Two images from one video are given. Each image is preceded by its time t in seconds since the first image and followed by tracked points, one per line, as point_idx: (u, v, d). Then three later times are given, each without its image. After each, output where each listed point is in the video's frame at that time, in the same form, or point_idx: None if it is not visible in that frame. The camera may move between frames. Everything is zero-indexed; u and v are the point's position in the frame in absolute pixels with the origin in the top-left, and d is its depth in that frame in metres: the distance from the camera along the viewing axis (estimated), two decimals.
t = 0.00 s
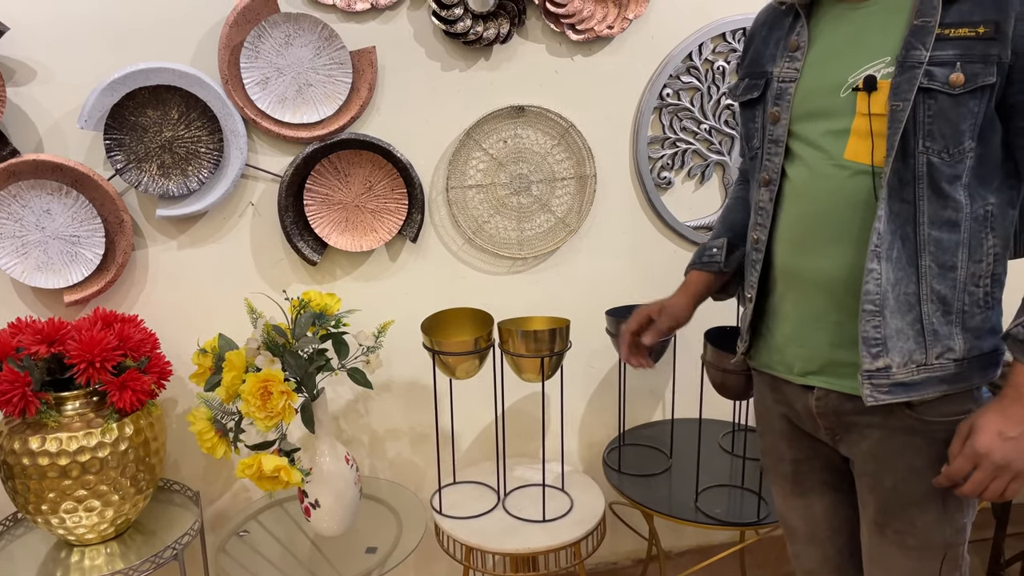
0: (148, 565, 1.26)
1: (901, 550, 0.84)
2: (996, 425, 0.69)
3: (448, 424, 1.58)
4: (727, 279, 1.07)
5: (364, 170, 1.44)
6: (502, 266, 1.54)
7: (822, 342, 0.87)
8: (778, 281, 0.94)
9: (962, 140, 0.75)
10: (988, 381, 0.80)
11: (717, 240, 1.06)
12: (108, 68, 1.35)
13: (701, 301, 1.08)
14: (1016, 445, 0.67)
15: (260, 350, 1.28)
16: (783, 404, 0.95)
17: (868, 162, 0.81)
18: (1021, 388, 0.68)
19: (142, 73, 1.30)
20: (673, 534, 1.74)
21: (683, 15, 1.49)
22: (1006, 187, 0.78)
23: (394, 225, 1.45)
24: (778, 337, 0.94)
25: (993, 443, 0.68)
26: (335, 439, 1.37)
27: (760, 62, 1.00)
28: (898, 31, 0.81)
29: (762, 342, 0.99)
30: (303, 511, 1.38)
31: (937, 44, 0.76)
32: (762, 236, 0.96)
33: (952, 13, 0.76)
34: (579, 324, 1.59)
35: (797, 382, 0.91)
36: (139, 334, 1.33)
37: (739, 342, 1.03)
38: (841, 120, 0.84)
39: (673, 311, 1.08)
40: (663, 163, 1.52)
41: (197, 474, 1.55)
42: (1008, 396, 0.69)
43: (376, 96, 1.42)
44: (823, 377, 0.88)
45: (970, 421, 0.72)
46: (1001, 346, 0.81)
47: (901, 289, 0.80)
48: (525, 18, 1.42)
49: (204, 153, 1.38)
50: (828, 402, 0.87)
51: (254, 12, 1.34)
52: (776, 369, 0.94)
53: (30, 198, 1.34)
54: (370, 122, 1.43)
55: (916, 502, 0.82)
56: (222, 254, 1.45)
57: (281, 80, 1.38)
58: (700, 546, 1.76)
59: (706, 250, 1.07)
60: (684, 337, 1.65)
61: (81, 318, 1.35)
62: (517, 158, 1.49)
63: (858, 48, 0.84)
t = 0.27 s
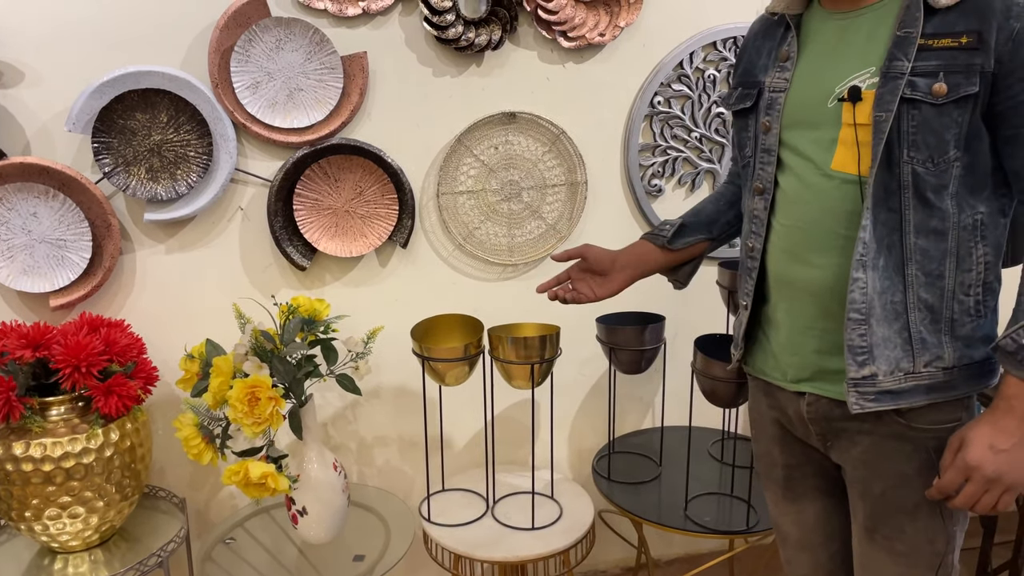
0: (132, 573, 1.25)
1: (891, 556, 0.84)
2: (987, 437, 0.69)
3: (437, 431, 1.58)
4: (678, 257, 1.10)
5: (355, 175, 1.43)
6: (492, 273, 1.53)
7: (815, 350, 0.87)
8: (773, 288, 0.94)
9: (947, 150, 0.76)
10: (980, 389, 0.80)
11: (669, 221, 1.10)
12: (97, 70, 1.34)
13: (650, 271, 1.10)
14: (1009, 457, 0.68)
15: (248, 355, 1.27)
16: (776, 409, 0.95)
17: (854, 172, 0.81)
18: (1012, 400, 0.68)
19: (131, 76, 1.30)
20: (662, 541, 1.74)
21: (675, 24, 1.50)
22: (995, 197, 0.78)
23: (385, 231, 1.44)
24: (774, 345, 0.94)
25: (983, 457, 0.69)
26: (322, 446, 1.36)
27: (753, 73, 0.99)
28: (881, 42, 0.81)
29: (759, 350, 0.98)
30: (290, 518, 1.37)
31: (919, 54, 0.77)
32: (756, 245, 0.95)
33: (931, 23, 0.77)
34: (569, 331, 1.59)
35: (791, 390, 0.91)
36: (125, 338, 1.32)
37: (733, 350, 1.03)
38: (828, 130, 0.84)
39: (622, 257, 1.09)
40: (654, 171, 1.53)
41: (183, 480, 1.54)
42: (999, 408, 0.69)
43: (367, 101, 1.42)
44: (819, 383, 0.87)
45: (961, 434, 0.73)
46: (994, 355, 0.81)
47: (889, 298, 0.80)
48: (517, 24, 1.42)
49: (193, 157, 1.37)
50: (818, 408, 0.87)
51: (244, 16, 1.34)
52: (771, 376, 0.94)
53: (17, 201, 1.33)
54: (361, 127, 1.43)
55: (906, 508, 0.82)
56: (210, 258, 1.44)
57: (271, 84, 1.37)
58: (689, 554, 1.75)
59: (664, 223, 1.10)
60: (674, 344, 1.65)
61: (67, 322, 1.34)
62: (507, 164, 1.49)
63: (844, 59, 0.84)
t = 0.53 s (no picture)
0: None
1: (879, 562, 0.85)
2: (978, 439, 0.69)
3: (426, 437, 1.58)
4: (667, 288, 1.05)
5: (345, 181, 1.43)
6: (482, 280, 1.53)
7: (804, 357, 0.88)
8: (762, 296, 0.93)
9: (937, 155, 0.76)
10: (964, 395, 0.80)
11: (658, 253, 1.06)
12: (86, 74, 1.33)
13: (642, 305, 1.04)
14: (998, 458, 0.68)
15: (236, 361, 1.27)
16: (764, 418, 0.95)
17: (846, 178, 0.82)
18: (1001, 403, 0.68)
19: (121, 80, 1.30)
20: (650, 549, 1.74)
21: (664, 33, 1.51)
22: (980, 205, 0.78)
23: (374, 237, 1.44)
24: (762, 353, 0.94)
25: (975, 458, 0.68)
26: (310, 452, 1.35)
27: (739, 83, 0.98)
28: (871, 50, 0.82)
29: (747, 360, 0.98)
30: (277, 526, 1.36)
31: (910, 61, 0.77)
32: (743, 253, 0.95)
33: (924, 31, 0.77)
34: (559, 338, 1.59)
35: (780, 398, 0.91)
36: (112, 344, 1.31)
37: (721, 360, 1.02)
38: (819, 136, 0.85)
39: (607, 295, 1.04)
40: (643, 178, 1.53)
41: (169, 486, 1.53)
42: (987, 411, 0.69)
43: (357, 107, 1.42)
44: (809, 391, 0.88)
45: (949, 437, 0.72)
46: (977, 360, 0.81)
47: (878, 302, 0.80)
48: (507, 32, 1.43)
49: (181, 162, 1.36)
50: (808, 415, 0.88)
51: (235, 21, 1.34)
52: (760, 385, 0.95)
53: (4, 205, 1.32)
54: (350, 133, 1.43)
55: (895, 514, 0.83)
56: (199, 264, 1.43)
57: (261, 90, 1.37)
58: (677, 561, 1.76)
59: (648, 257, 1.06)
60: (662, 351, 1.65)
61: (54, 327, 1.33)
62: (497, 171, 1.50)
63: (834, 66, 0.85)
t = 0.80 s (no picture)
0: None
1: (880, 563, 0.85)
2: (988, 434, 0.70)
3: (418, 441, 1.57)
4: (677, 315, 1.05)
5: (338, 184, 1.43)
6: (474, 283, 1.53)
7: (808, 361, 0.87)
8: (761, 300, 0.93)
9: (939, 158, 0.77)
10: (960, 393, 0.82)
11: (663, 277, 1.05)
12: (78, 76, 1.33)
13: (656, 336, 1.04)
14: (1009, 452, 0.69)
15: (228, 364, 1.26)
16: (760, 421, 0.95)
17: (850, 181, 0.82)
18: (1006, 399, 0.70)
19: (113, 82, 1.29)
20: (642, 552, 1.74)
21: (658, 38, 1.51)
22: (973, 205, 0.80)
23: (367, 240, 1.44)
24: (760, 357, 0.94)
25: (988, 451, 0.69)
26: (302, 456, 1.35)
27: (729, 89, 0.99)
28: (872, 54, 0.82)
29: (743, 365, 0.97)
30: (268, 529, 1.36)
31: (913, 66, 0.78)
32: (744, 259, 0.94)
33: (925, 36, 0.78)
34: (551, 341, 1.59)
35: (780, 402, 0.91)
36: (104, 346, 1.31)
37: (721, 370, 1.01)
38: (821, 140, 0.85)
39: (621, 334, 1.04)
40: (636, 182, 1.54)
41: (160, 490, 1.52)
42: (992, 408, 0.71)
43: (350, 110, 1.42)
44: (809, 394, 0.87)
45: (960, 433, 0.72)
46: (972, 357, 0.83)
47: (884, 303, 0.80)
48: (501, 36, 1.43)
49: (174, 164, 1.37)
50: (809, 418, 0.87)
51: (228, 23, 1.34)
52: (758, 389, 0.94)
53: None
54: (344, 136, 1.43)
55: (896, 515, 0.83)
56: (191, 266, 1.43)
57: (255, 92, 1.37)
58: (669, 564, 1.76)
59: (654, 286, 1.06)
60: (655, 355, 1.66)
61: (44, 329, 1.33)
62: (491, 175, 1.50)
63: (833, 72, 0.85)
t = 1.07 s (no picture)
0: None
1: (877, 563, 0.85)
2: (983, 432, 0.70)
3: (412, 443, 1.58)
4: (683, 315, 1.06)
5: (332, 187, 1.44)
6: (468, 287, 1.54)
7: (809, 364, 0.88)
8: (759, 305, 0.93)
9: (932, 164, 0.78)
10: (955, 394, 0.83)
11: (669, 279, 1.06)
12: (74, 80, 1.34)
13: (664, 337, 1.05)
14: (1003, 451, 0.69)
15: (222, 367, 1.27)
16: (758, 422, 0.96)
17: (845, 189, 0.83)
18: (999, 399, 0.71)
19: (108, 87, 1.29)
20: (634, 555, 1.75)
21: (650, 44, 1.53)
22: (964, 209, 0.82)
23: (362, 243, 1.45)
24: (758, 361, 0.95)
25: (985, 449, 0.69)
26: (296, 458, 1.35)
27: (722, 97, 0.99)
28: (864, 63, 0.83)
29: (739, 368, 0.98)
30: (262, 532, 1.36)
31: (906, 75, 0.79)
32: (738, 265, 0.95)
33: (916, 45, 0.79)
34: (545, 345, 1.60)
35: (779, 404, 0.91)
36: (97, 349, 1.31)
37: (714, 373, 1.01)
38: (816, 148, 0.86)
39: (631, 337, 1.04)
40: (629, 187, 1.55)
41: (154, 493, 1.53)
42: (982, 409, 0.72)
43: (345, 114, 1.43)
44: (808, 396, 0.88)
45: (955, 433, 0.73)
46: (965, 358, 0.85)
47: (881, 308, 0.81)
48: (495, 41, 1.44)
49: (169, 167, 1.37)
50: (807, 420, 0.88)
51: (222, 27, 1.34)
52: (756, 392, 0.95)
53: None
54: (339, 140, 1.44)
55: (893, 516, 0.84)
56: (186, 269, 1.43)
57: (250, 96, 1.38)
58: (661, 567, 1.77)
59: (658, 288, 1.07)
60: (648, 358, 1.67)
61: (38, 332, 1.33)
62: (484, 179, 1.51)
63: (825, 80, 0.86)
